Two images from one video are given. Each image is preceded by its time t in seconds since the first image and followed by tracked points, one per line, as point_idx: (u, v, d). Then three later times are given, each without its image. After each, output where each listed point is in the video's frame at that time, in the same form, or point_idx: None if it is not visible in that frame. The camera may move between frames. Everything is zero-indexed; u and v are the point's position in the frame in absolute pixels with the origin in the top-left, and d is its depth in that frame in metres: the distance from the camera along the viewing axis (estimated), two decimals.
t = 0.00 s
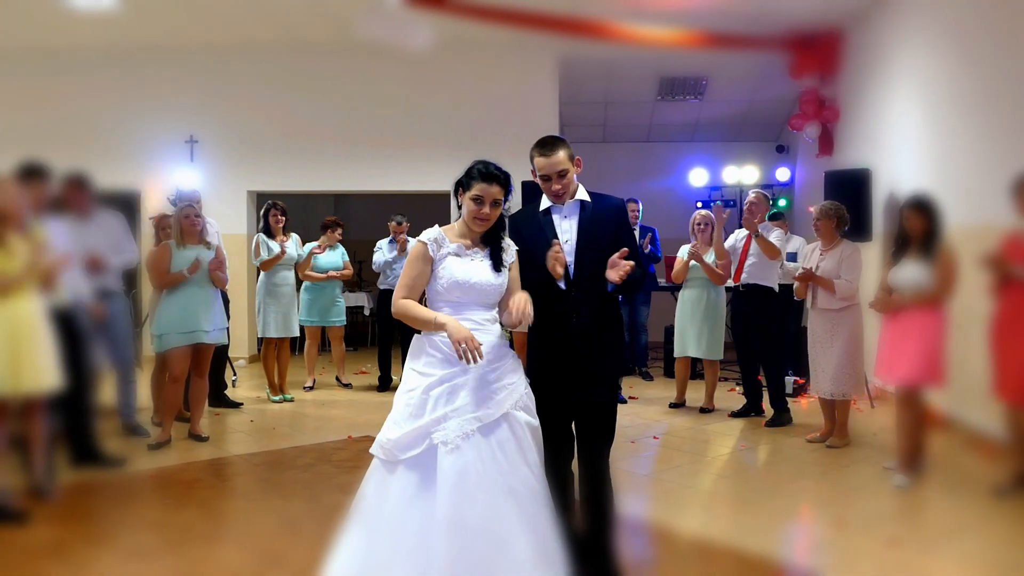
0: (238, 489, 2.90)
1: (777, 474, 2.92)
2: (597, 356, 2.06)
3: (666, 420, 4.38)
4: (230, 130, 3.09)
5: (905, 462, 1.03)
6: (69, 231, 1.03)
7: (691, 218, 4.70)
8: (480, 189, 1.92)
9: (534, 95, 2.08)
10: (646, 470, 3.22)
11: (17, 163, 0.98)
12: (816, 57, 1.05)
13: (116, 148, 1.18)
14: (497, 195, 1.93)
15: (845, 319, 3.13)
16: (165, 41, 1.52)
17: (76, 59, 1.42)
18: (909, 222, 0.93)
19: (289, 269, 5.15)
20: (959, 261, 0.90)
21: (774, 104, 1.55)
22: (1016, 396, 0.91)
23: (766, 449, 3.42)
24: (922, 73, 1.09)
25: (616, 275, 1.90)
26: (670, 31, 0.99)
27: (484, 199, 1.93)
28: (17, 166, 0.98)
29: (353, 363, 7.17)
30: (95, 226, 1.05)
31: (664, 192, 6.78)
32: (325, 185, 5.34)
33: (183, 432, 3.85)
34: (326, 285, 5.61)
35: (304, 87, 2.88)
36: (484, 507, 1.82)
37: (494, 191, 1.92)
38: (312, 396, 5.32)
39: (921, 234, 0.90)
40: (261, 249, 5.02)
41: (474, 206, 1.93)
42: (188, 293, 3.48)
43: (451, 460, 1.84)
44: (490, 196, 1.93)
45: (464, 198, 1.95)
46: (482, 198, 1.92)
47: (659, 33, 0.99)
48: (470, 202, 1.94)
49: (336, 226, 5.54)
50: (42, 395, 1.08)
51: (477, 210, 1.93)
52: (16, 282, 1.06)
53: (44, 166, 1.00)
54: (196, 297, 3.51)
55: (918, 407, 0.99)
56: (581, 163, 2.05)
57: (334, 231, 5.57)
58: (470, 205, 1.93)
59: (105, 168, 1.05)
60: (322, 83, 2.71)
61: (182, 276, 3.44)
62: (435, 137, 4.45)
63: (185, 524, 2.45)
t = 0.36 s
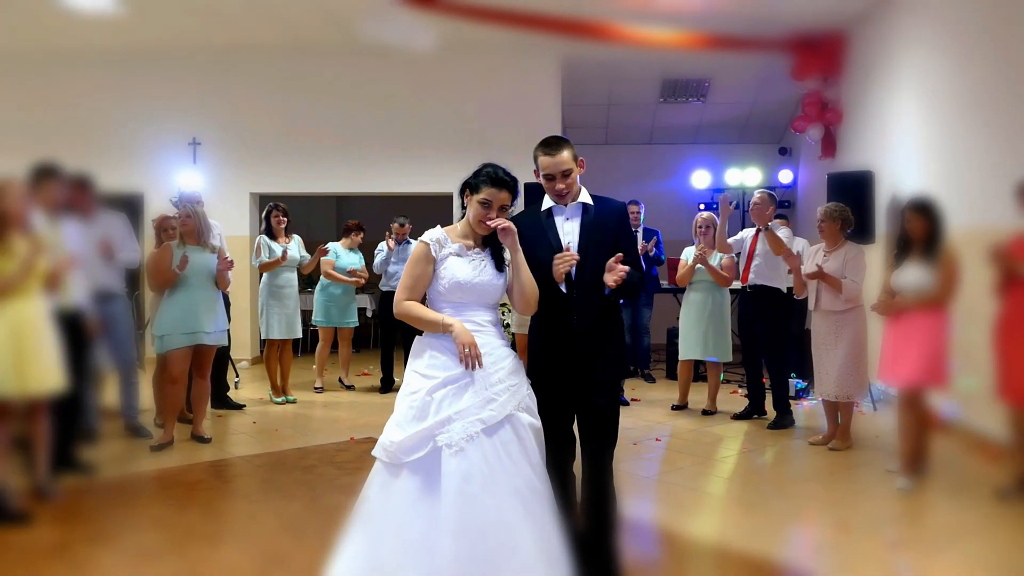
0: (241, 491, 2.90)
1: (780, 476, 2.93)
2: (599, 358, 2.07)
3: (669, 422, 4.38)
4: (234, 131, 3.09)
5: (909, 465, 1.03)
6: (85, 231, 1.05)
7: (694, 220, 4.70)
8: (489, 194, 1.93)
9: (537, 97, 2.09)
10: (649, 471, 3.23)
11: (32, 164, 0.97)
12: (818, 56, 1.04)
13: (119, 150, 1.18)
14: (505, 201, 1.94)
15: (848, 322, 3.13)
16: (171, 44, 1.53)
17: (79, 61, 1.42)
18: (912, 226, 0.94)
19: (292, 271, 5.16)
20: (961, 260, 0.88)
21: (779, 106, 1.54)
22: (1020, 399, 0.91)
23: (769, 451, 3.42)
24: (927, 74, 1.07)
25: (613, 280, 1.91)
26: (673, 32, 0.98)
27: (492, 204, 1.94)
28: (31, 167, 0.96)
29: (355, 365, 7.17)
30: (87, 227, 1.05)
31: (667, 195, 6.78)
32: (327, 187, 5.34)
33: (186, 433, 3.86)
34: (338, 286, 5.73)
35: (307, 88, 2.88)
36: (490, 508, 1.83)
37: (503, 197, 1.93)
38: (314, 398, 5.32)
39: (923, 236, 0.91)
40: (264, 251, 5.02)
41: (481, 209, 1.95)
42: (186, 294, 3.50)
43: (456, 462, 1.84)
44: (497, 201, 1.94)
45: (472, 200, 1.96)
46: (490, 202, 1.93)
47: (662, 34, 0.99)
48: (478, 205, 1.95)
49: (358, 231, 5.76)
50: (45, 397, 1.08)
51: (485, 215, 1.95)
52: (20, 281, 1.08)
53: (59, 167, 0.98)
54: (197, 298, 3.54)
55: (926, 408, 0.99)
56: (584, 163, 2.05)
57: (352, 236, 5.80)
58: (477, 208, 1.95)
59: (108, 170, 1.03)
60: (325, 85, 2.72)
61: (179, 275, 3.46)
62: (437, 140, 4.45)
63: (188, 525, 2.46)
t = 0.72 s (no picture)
0: (247, 489, 2.91)
1: (786, 475, 2.93)
2: (603, 356, 2.07)
3: (674, 421, 4.38)
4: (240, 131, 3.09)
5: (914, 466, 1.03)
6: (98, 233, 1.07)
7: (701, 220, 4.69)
8: (495, 192, 1.93)
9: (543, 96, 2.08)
10: (655, 470, 3.23)
11: (56, 163, 1.01)
12: (825, 57, 1.06)
13: (124, 150, 1.19)
14: (511, 200, 1.94)
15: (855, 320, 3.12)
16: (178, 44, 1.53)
17: (84, 60, 1.42)
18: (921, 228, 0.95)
19: (298, 270, 5.16)
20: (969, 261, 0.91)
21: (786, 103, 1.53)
22: None
23: (775, 451, 3.42)
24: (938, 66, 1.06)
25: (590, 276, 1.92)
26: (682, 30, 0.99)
27: (498, 202, 1.94)
28: (56, 165, 1.01)
29: (361, 364, 7.18)
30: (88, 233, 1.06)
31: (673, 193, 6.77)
32: (333, 186, 5.35)
33: (193, 432, 3.88)
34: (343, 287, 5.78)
35: (314, 88, 2.88)
36: (499, 505, 1.83)
37: (509, 195, 1.93)
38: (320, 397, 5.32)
39: (931, 237, 0.92)
40: (270, 250, 5.03)
41: (487, 208, 1.95)
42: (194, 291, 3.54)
43: (466, 460, 1.84)
44: (504, 200, 1.94)
45: (478, 198, 1.96)
46: (496, 200, 1.93)
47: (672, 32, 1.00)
48: (484, 203, 1.95)
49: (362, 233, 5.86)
50: (55, 396, 1.09)
51: (491, 214, 1.95)
52: (26, 279, 1.06)
53: (76, 167, 1.03)
54: (202, 297, 3.57)
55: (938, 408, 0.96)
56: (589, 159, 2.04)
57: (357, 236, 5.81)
58: (483, 206, 1.95)
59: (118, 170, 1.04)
60: (331, 84, 2.72)
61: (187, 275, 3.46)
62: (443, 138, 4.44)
63: (194, 523, 2.47)
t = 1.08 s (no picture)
0: (250, 483, 2.92)
1: (790, 471, 2.93)
2: (605, 354, 2.06)
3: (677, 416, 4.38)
4: (243, 125, 3.09)
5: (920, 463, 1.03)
6: (93, 226, 1.05)
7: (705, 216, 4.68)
8: (493, 181, 1.92)
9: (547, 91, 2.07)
10: (658, 466, 3.23)
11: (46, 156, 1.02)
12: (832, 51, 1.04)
13: (125, 146, 1.19)
14: (510, 187, 1.93)
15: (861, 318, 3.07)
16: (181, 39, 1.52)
17: (85, 56, 1.43)
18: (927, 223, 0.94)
19: (301, 265, 5.17)
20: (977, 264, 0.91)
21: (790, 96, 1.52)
22: None
23: (778, 447, 3.42)
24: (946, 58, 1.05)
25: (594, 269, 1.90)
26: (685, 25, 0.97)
27: (496, 191, 1.92)
28: (46, 160, 1.02)
29: (365, 359, 7.19)
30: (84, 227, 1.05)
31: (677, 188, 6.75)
32: (336, 181, 5.34)
33: (196, 426, 3.89)
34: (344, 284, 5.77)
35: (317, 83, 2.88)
36: (506, 499, 1.83)
37: (507, 182, 1.92)
38: (323, 392, 5.33)
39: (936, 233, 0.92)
40: (273, 245, 5.03)
41: (486, 199, 1.93)
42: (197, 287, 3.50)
43: (473, 454, 1.84)
44: (502, 188, 1.93)
45: (476, 191, 1.95)
46: (495, 190, 1.92)
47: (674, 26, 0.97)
48: (483, 195, 1.94)
49: (358, 228, 5.82)
50: (56, 390, 1.11)
51: (490, 205, 1.93)
52: (29, 281, 1.04)
53: (68, 161, 1.03)
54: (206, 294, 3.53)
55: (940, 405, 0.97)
56: (595, 153, 2.07)
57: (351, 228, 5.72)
58: (482, 198, 1.94)
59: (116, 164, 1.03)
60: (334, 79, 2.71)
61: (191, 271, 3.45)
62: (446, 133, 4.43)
63: (198, 518, 2.48)
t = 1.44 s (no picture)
0: (254, 463, 2.93)
1: (791, 452, 2.96)
2: (605, 339, 2.06)
3: (679, 397, 4.39)
4: (244, 105, 3.07)
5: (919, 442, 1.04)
6: (78, 204, 1.04)
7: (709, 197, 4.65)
8: (491, 158, 1.91)
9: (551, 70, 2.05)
10: (659, 446, 3.24)
11: (21, 135, 0.97)
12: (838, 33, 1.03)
13: (123, 124, 1.19)
14: (508, 162, 1.92)
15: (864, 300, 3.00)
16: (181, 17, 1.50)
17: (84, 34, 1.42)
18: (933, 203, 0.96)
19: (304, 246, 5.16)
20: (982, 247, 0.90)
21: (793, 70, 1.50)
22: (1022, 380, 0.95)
23: (779, 428, 3.43)
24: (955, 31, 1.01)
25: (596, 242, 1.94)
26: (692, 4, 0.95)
27: (495, 167, 1.91)
28: (21, 140, 0.97)
29: (367, 340, 7.20)
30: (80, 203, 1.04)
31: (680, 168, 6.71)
32: (338, 161, 5.31)
33: (200, 407, 3.91)
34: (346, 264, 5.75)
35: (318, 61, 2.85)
36: (505, 481, 1.83)
37: (504, 158, 1.91)
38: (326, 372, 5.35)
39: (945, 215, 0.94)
40: (276, 225, 5.00)
41: (485, 175, 1.92)
42: (200, 267, 3.49)
43: (473, 434, 1.85)
44: (500, 163, 1.92)
45: (474, 169, 1.93)
46: (493, 166, 1.91)
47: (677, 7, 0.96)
48: (481, 172, 1.92)
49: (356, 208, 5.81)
50: (59, 370, 1.10)
51: (490, 180, 1.92)
52: (30, 253, 1.04)
53: (48, 139, 1.00)
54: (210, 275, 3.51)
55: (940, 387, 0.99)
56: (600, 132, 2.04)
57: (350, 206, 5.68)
58: (480, 174, 1.92)
59: (111, 146, 1.08)
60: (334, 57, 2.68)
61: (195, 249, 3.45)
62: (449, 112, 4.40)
63: (202, 497, 2.50)
